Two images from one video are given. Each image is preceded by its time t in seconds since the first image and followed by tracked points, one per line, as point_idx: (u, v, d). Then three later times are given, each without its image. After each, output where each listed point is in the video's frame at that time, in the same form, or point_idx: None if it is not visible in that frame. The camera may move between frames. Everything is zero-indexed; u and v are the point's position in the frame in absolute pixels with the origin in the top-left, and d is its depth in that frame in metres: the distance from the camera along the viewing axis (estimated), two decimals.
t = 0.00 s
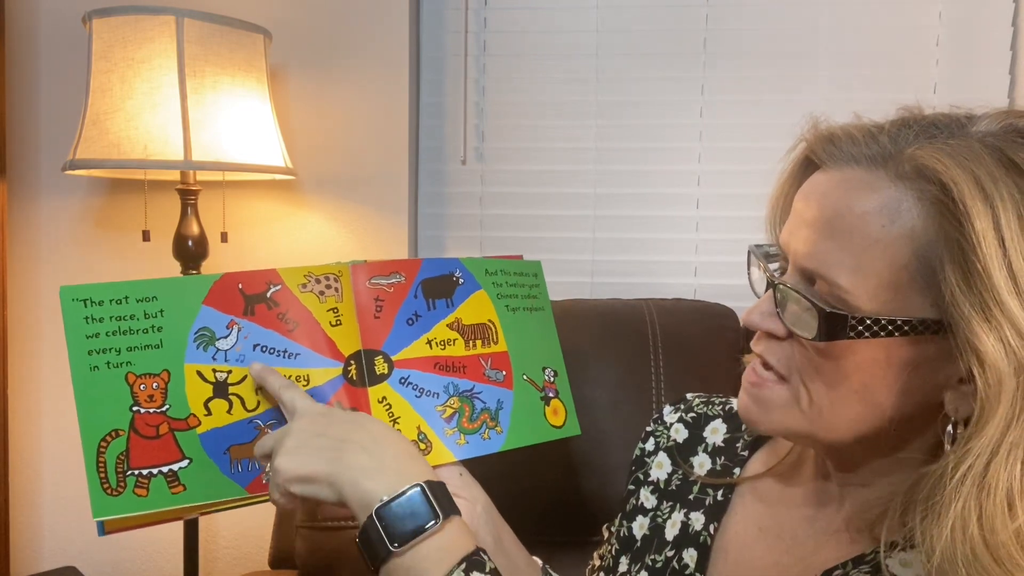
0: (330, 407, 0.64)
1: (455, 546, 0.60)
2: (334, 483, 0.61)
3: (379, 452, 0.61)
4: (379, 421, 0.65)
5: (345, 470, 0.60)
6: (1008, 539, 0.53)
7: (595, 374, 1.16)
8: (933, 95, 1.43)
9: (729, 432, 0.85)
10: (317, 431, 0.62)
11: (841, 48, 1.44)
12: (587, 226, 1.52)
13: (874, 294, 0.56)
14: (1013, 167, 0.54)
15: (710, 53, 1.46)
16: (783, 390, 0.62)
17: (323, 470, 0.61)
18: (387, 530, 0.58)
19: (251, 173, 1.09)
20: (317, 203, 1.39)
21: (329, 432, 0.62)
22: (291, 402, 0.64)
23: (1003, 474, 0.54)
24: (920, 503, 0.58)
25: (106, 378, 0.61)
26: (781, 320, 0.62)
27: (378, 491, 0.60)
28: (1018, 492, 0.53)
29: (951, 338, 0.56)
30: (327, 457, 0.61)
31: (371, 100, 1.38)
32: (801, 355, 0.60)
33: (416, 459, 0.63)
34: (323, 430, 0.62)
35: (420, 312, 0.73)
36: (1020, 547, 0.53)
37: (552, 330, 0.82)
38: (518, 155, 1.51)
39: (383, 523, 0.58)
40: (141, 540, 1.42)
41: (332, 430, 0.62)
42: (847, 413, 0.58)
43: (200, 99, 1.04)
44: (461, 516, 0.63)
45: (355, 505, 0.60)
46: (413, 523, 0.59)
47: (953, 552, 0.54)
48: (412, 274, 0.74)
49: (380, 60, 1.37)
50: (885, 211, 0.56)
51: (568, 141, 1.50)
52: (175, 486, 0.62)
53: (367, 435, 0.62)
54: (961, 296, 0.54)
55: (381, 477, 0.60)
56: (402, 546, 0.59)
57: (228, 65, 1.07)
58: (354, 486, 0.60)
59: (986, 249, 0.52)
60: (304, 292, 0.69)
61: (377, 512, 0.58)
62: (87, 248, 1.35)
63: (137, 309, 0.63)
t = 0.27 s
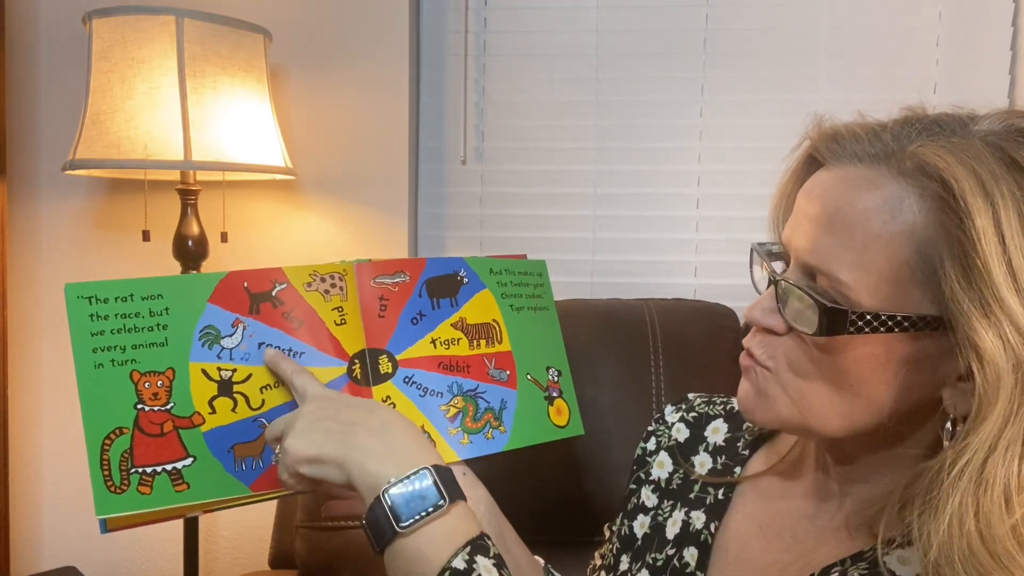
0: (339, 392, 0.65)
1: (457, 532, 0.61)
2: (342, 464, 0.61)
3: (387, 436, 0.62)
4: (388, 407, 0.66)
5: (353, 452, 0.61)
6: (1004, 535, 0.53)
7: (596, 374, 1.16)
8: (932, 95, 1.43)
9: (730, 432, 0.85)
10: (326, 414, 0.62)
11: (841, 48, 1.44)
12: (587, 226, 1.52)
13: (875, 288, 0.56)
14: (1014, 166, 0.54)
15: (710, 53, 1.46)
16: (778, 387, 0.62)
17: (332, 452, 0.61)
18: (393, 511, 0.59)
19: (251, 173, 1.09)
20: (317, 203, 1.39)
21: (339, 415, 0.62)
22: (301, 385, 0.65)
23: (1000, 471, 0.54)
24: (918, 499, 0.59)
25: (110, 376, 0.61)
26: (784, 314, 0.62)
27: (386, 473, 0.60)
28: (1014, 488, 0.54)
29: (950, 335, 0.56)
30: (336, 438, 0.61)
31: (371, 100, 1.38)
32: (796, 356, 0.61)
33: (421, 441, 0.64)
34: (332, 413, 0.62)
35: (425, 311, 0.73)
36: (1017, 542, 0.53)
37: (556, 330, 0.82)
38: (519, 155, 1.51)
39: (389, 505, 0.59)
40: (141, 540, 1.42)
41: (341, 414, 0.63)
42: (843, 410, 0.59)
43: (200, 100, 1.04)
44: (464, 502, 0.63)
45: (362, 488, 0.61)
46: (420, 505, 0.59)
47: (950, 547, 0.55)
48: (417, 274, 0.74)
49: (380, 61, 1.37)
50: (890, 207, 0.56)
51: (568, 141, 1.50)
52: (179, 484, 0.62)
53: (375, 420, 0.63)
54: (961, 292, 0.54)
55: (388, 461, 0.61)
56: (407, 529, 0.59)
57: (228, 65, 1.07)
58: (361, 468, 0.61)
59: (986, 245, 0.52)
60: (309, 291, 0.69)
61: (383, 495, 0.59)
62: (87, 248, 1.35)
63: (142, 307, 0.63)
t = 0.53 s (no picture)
0: (347, 384, 0.65)
1: (462, 529, 0.61)
2: (347, 458, 0.61)
3: (393, 432, 0.62)
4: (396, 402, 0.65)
5: (359, 447, 0.61)
6: (1002, 532, 0.53)
7: (596, 374, 1.16)
8: (933, 95, 1.43)
9: (729, 432, 0.85)
10: (332, 407, 0.62)
11: (841, 47, 1.44)
12: (587, 226, 1.52)
13: (872, 286, 0.56)
14: (1012, 165, 0.54)
15: (710, 53, 1.46)
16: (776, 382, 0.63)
17: (337, 446, 0.61)
18: (398, 508, 0.58)
19: (251, 173, 1.09)
20: (317, 203, 1.39)
21: (345, 409, 0.62)
22: (309, 376, 0.65)
23: (997, 468, 0.54)
24: (914, 497, 0.59)
25: (109, 379, 0.62)
26: (781, 312, 0.62)
27: (390, 470, 0.60)
28: (1012, 486, 0.53)
29: (947, 333, 0.56)
30: (342, 432, 0.61)
31: (371, 100, 1.38)
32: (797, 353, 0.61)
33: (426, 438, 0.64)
34: (338, 407, 0.62)
35: (423, 312, 0.73)
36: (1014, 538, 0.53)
37: (561, 331, 0.82)
38: (519, 155, 1.51)
39: (394, 502, 0.59)
40: (141, 540, 1.42)
41: (348, 407, 0.62)
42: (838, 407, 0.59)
43: (200, 100, 1.04)
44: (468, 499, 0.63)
45: (366, 483, 0.61)
46: (424, 502, 0.59)
47: (949, 546, 0.55)
48: (415, 275, 0.74)
49: (380, 60, 1.37)
50: (890, 205, 0.56)
51: (568, 141, 1.50)
52: (178, 487, 0.62)
53: (382, 415, 0.63)
54: (957, 289, 0.54)
55: (393, 458, 0.61)
56: (412, 525, 0.59)
57: (228, 65, 1.07)
58: (366, 463, 0.60)
59: (982, 242, 0.52)
60: (306, 293, 0.69)
61: (388, 490, 0.58)
62: (87, 248, 1.35)
63: (140, 310, 0.63)
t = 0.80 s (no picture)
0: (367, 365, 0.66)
1: (473, 512, 0.60)
2: (364, 434, 0.60)
3: (411, 412, 0.62)
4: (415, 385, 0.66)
5: (377, 423, 0.60)
6: (998, 531, 0.53)
7: (596, 374, 1.16)
8: (933, 95, 1.43)
9: (729, 432, 0.85)
10: (353, 384, 0.62)
11: (841, 48, 1.44)
12: (587, 226, 1.52)
13: (869, 285, 0.56)
14: (1010, 164, 0.54)
15: (710, 53, 1.46)
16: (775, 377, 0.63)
17: (355, 421, 0.61)
18: (415, 484, 0.58)
19: (251, 173, 1.09)
20: (317, 203, 1.39)
21: (365, 387, 0.62)
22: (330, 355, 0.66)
23: (994, 466, 0.54)
24: (913, 494, 0.59)
25: (109, 379, 0.62)
26: (780, 310, 0.62)
27: (407, 448, 0.59)
28: (1009, 485, 0.53)
29: (945, 332, 0.56)
30: (362, 408, 0.61)
31: (372, 100, 1.38)
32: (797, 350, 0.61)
33: (443, 423, 0.63)
34: (359, 384, 0.62)
35: (423, 313, 0.73)
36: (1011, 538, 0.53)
37: (557, 332, 0.82)
38: (519, 155, 1.51)
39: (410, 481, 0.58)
40: (141, 540, 1.42)
41: (368, 385, 0.62)
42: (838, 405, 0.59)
43: (200, 100, 1.04)
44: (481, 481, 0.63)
45: (382, 461, 0.60)
46: (441, 481, 0.59)
47: (946, 543, 0.54)
48: (415, 275, 0.74)
49: (380, 60, 1.37)
50: (888, 203, 0.56)
51: (568, 141, 1.50)
52: (179, 486, 0.62)
53: (402, 395, 0.63)
54: (953, 287, 0.54)
55: (410, 437, 0.60)
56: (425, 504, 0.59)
57: (228, 65, 1.07)
58: (383, 439, 0.60)
59: (978, 239, 0.52)
60: (307, 292, 0.69)
61: (404, 470, 0.58)
62: (87, 248, 1.35)
63: (140, 310, 0.64)
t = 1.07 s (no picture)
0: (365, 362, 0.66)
1: (468, 502, 0.60)
2: (361, 428, 0.61)
3: (408, 406, 0.62)
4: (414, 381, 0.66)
5: (373, 417, 0.61)
6: (990, 527, 0.53)
7: (596, 374, 1.16)
8: (932, 95, 1.43)
9: (729, 431, 0.85)
10: (349, 379, 0.63)
11: (841, 47, 1.44)
12: (587, 226, 1.52)
13: (864, 283, 0.56)
14: (1004, 163, 0.54)
15: (710, 53, 1.46)
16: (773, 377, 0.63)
17: (352, 416, 0.61)
18: (410, 476, 0.58)
19: (251, 173, 1.09)
20: (317, 203, 1.39)
21: (361, 382, 0.63)
22: (327, 352, 0.66)
23: (987, 464, 0.54)
24: (908, 490, 0.59)
25: (114, 376, 0.62)
26: (776, 309, 0.62)
27: (403, 441, 0.59)
28: (1003, 481, 0.53)
29: (939, 329, 0.56)
30: (358, 402, 0.61)
31: (372, 100, 1.38)
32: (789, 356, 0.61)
33: (437, 414, 0.63)
34: (355, 380, 0.63)
35: (426, 312, 0.74)
36: (1004, 534, 0.53)
37: (558, 332, 0.82)
38: (518, 155, 1.51)
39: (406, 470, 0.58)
40: (141, 539, 1.42)
41: (365, 381, 0.63)
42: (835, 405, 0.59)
43: (200, 100, 1.04)
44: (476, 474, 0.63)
45: (379, 455, 0.60)
46: (437, 472, 0.59)
47: (939, 540, 0.55)
48: (418, 275, 0.74)
49: (380, 61, 1.37)
50: (882, 204, 0.56)
51: (568, 141, 1.50)
52: (181, 483, 0.63)
53: (399, 390, 0.63)
54: (946, 286, 0.54)
55: (407, 430, 0.60)
56: (421, 494, 0.59)
57: (228, 65, 1.07)
58: (379, 433, 0.60)
59: (969, 237, 0.52)
60: (310, 291, 0.69)
61: (400, 460, 0.58)
62: (87, 248, 1.35)
63: (145, 308, 0.64)
